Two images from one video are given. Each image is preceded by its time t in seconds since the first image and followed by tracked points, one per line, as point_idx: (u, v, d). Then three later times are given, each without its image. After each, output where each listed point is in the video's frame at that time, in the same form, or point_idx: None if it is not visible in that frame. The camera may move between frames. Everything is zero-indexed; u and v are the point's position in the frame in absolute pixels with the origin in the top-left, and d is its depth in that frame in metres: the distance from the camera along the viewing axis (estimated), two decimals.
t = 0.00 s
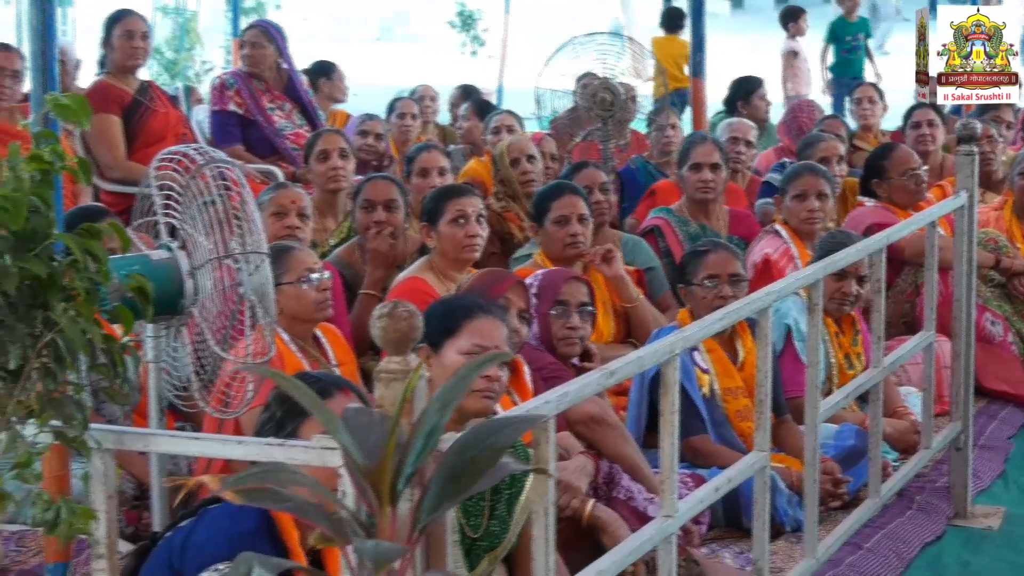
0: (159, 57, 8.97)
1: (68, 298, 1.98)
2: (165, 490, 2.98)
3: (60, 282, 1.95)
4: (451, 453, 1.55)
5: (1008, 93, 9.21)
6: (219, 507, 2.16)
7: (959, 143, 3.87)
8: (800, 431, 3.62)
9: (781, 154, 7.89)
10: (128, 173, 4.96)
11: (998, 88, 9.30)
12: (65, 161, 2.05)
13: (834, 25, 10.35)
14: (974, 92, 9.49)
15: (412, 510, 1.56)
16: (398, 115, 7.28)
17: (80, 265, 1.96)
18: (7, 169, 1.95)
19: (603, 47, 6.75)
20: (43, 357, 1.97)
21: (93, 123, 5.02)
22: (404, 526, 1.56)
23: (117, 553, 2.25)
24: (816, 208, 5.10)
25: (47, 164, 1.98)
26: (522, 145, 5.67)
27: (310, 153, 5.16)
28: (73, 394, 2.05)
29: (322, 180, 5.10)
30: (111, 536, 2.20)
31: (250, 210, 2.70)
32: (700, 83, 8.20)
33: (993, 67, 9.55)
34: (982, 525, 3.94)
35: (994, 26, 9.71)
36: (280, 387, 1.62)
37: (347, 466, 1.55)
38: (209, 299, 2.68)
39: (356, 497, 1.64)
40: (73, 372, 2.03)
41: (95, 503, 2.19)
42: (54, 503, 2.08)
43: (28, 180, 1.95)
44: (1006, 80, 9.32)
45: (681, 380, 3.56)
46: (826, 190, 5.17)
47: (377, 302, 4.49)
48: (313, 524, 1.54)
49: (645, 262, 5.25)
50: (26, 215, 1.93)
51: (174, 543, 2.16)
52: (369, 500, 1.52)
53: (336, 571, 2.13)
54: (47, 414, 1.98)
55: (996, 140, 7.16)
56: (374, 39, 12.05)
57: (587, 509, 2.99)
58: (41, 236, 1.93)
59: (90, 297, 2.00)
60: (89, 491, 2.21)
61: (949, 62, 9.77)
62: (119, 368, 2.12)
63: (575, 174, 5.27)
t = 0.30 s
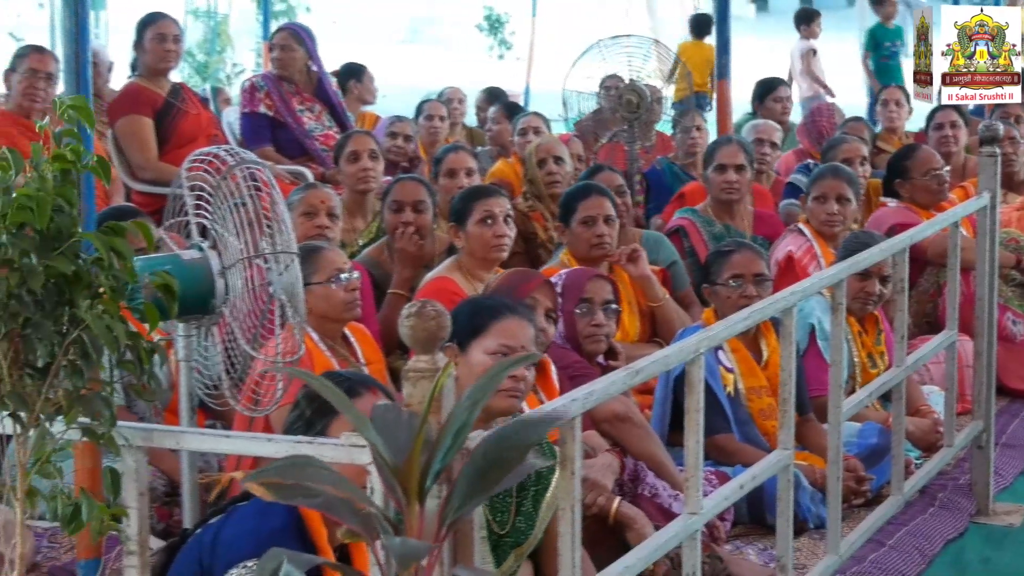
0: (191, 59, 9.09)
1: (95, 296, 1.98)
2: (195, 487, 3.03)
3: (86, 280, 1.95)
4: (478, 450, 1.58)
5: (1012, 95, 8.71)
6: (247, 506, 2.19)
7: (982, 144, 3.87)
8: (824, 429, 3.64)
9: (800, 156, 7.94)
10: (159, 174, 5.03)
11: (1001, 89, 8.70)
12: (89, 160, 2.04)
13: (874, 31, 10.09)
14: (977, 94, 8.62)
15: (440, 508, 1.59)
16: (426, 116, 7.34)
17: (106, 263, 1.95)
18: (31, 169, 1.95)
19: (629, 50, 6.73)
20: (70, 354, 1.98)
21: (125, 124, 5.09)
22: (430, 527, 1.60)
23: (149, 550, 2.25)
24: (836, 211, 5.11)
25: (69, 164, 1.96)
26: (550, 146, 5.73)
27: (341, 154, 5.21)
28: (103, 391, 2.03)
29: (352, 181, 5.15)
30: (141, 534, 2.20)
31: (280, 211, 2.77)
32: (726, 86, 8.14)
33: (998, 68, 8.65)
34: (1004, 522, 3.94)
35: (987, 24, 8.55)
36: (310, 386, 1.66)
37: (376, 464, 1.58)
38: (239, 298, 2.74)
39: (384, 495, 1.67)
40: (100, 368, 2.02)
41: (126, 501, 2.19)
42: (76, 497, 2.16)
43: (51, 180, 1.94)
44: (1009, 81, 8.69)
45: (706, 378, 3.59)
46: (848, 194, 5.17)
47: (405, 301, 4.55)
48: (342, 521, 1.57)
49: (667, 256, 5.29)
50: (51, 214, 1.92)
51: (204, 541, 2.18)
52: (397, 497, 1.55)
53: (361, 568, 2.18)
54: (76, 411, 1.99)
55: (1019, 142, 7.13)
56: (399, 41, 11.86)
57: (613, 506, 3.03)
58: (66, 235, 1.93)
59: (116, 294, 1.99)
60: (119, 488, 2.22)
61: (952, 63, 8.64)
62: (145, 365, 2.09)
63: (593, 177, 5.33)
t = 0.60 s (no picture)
0: (218, 60, 9.24)
1: (123, 293, 2.01)
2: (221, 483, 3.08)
3: (113, 278, 1.99)
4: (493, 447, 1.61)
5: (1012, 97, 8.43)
6: (273, 503, 2.22)
7: (1000, 145, 3.87)
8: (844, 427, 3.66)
9: (818, 158, 7.95)
10: (187, 174, 5.09)
11: (1004, 88, 8.37)
12: (117, 160, 2.06)
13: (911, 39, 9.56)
14: (980, 94, 8.28)
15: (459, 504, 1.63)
16: (450, 117, 7.39)
17: (133, 261, 2.00)
18: (59, 168, 1.99)
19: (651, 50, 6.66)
20: (98, 351, 2.01)
21: (152, 125, 5.15)
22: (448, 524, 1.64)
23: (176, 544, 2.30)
24: (857, 214, 5.12)
25: (97, 163, 1.99)
26: (575, 147, 5.77)
27: (366, 154, 5.26)
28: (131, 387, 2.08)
29: (378, 181, 5.19)
30: (168, 529, 2.25)
31: (305, 210, 2.79)
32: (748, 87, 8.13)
33: (1001, 68, 8.25)
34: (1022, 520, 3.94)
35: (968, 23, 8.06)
36: (329, 387, 1.70)
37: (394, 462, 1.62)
38: (265, 297, 2.79)
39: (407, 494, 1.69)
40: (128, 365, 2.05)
41: (153, 497, 2.25)
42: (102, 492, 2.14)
43: (78, 179, 1.97)
44: (1012, 80, 8.31)
45: (725, 376, 3.61)
46: (870, 198, 5.18)
47: (428, 300, 4.59)
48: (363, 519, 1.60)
49: (686, 255, 5.30)
50: (79, 213, 1.95)
51: (230, 536, 2.22)
52: (414, 494, 1.59)
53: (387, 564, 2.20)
54: (104, 407, 2.03)
55: None
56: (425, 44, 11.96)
57: (635, 503, 3.05)
58: (92, 233, 1.96)
59: (143, 292, 2.03)
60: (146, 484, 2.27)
61: (955, 63, 8.17)
62: (173, 362, 2.12)
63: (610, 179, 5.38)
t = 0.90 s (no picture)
0: (234, 63, 9.27)
1: (147, 296, 2.05)
2: (237, 482, 3.13)
3: (138, 280, 2.03)
4: (513, 446, 1.64)
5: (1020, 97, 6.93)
6: (289, 501, 2.23)
7: (1009, 147, 3.89)
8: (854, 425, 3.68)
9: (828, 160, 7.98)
10: (204, 175, 5.13)
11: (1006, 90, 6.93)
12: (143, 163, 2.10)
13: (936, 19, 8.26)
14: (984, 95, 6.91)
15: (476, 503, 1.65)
16: (463, 119, 7.41)
17: (158, 264, 2.05)
18: (88, 171, 2.01)
19: (662, 54, 6.77)
20: (122, 352, 2.05)
21: (170, 126, 5.20)
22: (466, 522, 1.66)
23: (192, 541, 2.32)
24: (872, 216, 5.12)
25: (126, 167, 2.03)
26: (592, 149, 5.90)
27: (380, 156, 5.29)
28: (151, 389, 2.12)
29: (392, 182, 5.23)
30: (185, 526, 2.28)
31: (321, 211, 2.83)
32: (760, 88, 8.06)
33: (1002, 67, 6.87)
34: None
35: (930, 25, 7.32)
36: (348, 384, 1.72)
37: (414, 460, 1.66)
38: (281, 296, 2.83)
39: (423, 492, 1.74)
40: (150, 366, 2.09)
41: (171, 495, 2.27)
42: (130, 493, 2.21)
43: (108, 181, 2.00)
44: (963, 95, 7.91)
45: (737, 376, 3.63)
46: (885, 201, 5.18)
47: (442, 300, 4.62)
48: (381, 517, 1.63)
49: (692, 255, 5.33)
50: (106, 215, 2.00)
51: (245, 536, 2.23)
52: (432, 492, 1.62)
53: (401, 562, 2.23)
54: (126, 407, 2.06)
55: None
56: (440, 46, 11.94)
57: (647, 500, 3.08)
58: (119, 236, 2.01)
59: (166, 295, 2.08)
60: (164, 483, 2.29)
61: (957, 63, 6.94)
62: (194, 362, 2.18)
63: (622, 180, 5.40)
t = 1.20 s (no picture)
0: (250, 65, 9.36)
1: (164, 295, 2.10)
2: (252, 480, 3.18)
3: (156, 279, 2.07)
4: (524, 441, 1.67)
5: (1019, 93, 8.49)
6: (303, 497, 2.25)
7: (1016, 147, 3.91)
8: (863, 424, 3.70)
9: (837, 160, 8.02)
10: (221, 176, 5.17)
11: (1007, 88, 8.38)
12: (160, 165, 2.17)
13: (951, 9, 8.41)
14: (987, 94, 8.25)
15: (488, 499, 1.69)
16: (476, 120, 7.45)
17: (175, 264, 2.09)
18: (107, 172, 2.06)
19: (673, 56, 6.81)
20: (140, 350, 2.09)
21: (186, 129, 5.23)
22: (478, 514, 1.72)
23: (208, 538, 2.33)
24: (886, 216, 5.13)
25: (143, 168, 2.08)
26: (609, 152, 5.94)
27: (394, 156, 5.33)
28: (169, 386, 2.16)
29: (406, 183, 5.27)
30: (202, 522, 2.28)
31: (335, 211, 2.87)
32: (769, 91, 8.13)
33: (1005, 68, 8.28)
34: None
35: (934, 24, 8.20)
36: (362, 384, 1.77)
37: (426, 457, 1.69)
38: (296, 295, 2.87)
39: (436, 488, 1.77)
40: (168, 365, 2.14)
41: (187, 490, 2.29)
42: (148, 489, 2.27)
43: (126, 182, 2.06)
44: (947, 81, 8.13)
45: (747, 374, 3.65)
46: (899, 201, 5.20)
47: (455, 300, 4.65)
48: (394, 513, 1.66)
49: (697, 254, 5.34)
50: (125, 215, 2.04)
51: (261, 531, 2.26)
52: (445, 488, 1.65)
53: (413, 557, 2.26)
54: (144, 405, 2.10)
55: None
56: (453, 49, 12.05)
57: (657, 498, 3.13)
58: (137, 236, 2.05)
59: (184, 294, 2.12)
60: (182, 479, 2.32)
61: (964, 64, 8.13)
62: (211, 361, 2.21)
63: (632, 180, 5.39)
